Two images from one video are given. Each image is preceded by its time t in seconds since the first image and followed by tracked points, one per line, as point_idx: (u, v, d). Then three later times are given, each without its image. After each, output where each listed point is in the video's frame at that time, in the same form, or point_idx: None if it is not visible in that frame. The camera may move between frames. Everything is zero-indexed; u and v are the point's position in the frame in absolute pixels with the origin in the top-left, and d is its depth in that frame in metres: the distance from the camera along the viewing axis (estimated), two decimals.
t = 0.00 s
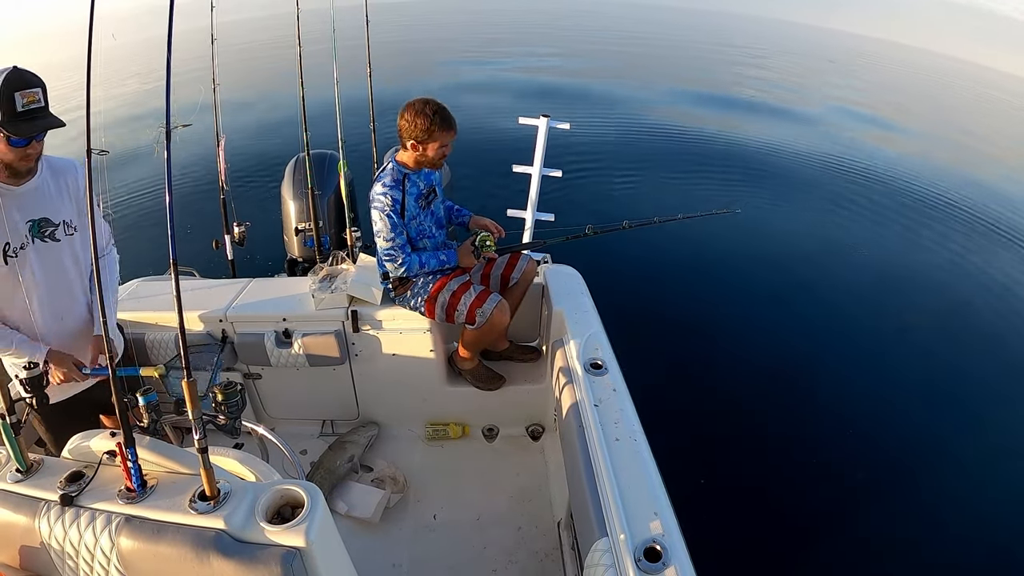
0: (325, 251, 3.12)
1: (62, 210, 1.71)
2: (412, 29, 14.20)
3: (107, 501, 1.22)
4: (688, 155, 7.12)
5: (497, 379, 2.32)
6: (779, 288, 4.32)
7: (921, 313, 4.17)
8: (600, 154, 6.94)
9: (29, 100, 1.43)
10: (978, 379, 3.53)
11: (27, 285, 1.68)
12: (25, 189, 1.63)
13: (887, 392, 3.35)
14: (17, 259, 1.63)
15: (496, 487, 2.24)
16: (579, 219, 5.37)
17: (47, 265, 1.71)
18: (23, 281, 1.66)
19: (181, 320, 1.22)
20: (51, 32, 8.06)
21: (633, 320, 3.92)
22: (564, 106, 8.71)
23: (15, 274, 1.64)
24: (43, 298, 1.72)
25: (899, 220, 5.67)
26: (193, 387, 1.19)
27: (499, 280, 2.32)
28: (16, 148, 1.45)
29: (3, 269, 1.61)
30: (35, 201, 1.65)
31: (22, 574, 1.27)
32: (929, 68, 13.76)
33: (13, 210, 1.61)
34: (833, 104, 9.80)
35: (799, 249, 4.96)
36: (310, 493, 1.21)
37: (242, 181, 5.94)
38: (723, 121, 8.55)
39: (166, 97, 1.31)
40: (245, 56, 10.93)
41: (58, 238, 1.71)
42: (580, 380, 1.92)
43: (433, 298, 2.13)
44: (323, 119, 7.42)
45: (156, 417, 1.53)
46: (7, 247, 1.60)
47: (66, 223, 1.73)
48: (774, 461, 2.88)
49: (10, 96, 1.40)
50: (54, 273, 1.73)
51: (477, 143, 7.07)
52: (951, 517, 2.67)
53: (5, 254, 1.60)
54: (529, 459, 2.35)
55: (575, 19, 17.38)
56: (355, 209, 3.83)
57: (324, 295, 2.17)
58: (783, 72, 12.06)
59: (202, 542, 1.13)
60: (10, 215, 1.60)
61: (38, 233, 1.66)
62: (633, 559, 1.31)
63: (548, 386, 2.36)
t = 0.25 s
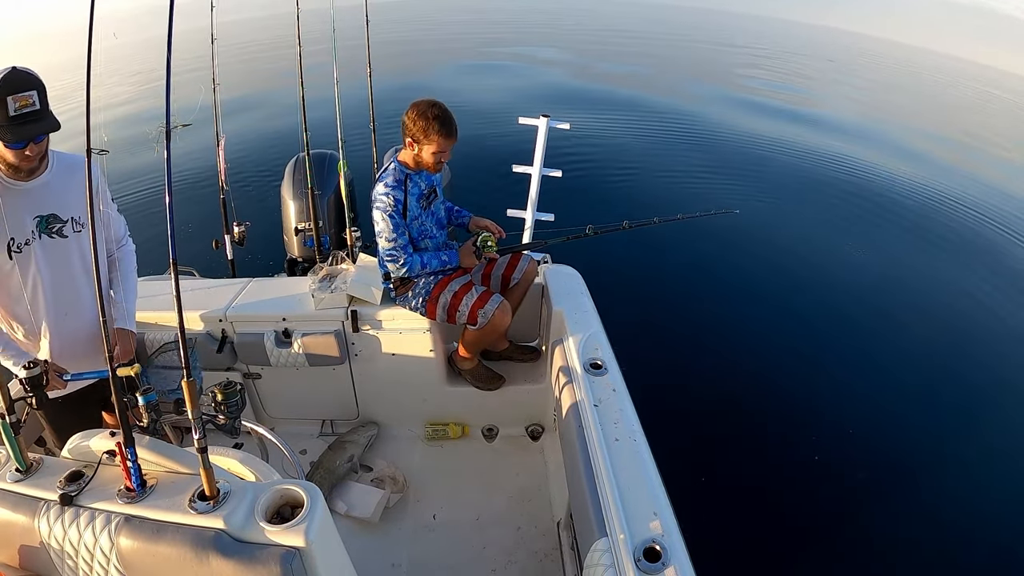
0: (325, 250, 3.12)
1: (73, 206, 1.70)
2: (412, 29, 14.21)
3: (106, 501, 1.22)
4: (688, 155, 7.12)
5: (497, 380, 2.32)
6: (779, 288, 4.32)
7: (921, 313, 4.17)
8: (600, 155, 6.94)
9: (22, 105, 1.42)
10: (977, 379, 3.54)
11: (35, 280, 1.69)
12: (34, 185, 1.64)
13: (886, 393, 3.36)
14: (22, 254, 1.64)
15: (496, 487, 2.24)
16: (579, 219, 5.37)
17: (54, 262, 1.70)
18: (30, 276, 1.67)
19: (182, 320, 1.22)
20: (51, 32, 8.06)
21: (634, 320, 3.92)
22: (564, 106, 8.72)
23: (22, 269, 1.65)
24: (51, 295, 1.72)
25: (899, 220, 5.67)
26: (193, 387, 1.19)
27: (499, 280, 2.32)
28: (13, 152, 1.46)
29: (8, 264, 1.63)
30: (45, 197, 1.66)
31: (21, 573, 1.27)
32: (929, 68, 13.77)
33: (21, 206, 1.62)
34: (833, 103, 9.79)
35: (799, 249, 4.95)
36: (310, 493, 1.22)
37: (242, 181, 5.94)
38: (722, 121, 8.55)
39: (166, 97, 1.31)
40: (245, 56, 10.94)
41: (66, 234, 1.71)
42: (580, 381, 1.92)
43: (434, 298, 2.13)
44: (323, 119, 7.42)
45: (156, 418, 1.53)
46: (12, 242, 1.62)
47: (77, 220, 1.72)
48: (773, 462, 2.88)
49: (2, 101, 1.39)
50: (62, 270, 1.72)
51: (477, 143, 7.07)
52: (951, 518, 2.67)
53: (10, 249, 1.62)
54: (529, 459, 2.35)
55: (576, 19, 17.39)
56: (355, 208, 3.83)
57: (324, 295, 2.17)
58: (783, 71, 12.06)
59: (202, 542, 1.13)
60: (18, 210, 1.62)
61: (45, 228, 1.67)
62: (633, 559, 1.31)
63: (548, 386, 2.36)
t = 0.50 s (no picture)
0: (325, 250, 3.12)
1: (73, 206, 1.70)
2: (412, 29, 14.21)
3: (106, 501, 1.22)
4: (689, 155, 7.11)
5: (497, 379, 2.32)
6: (779, 289, 4.32)
7: (921, 314, 4.17)
8: (600, 155, 6.93)
9: None
10: (976, 379, 3.54)
11: (35, 279, 1.69)
12: (34, 184, 1.64)
13: (886, 393, 3.36)
14: (20, 253, 1.65)
15: (496, 487, 2.24)
16: (579, 220, 5.37)
17: (54, 262, 1.70)
18: (29, 275, 1.68)
19: (181, 319, 1.22)
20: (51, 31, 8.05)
21: (633, 320, 3.92)
22: (564, 106, 8.71)
23: (20, 267, 1.66)
24: (50, 294, 1.72)
25: (899, 220, 5.68)
26: (193, 386, 1.19)
27: (500, 280, 2.32)
28: None
29: (6, 262, 1.64)
30: (45, 196, 1.65)
31: (22, 573, 1.27)
32: (928, 69, 13.78)
33: (20, 205, 1.63)
34: (833, 103, 9.79)
35: (799, 249, 4.96)
36: (309, 493, 1.22)
37: (242, 181, 5.95)
38: (722, 121, 8.55)
39: (166, 97, 1.31)
40: (244, 55, 10.93)
41: (66, 234, 1.70)
42: (580, 381, 1.92)
43: (436, 297, 2.13)
44: (323, 119, 7.42)
45: (156, 418, 1.53)
46: (9, 241, 1.63)
47: (77, 220, 1.71)
48: (773, 462, 2.88)
49: None
50: (64, 269, 1.72)
51: (477, 143, 7.07)
52: (951, 518, 2.67)
53: (8, 248, 1.63)
54: (529, 459, 2.35)
55: (575, 19, 17.39)
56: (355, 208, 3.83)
57: (324, 295, 2.17)
58: (783, 71, 12.07)
59: (202, 542, 1.13)
60: (17, 209, 1.62)
61: (45, 228, 1.67)
62: (633, 559, 1.31)
63: (548, 386, 2.36)
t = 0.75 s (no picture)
0: (325, 250, 3.12)
1: (57, 213, 1.66)
2: (412, 29, 14.21)
3: (106, 501, 1.22)
4: (689, 155, 7.12)
5: (497, 379, 2.32)
6: (779, 289, 4.32)
7: (921, 315, 4.17)
8: (601, 154, 6.93)
9: None
10: (976, 381, 3.54)
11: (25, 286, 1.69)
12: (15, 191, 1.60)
13: (886, 394, 3.36)
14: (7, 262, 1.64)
15: (496, 487, 2.24)
16: (580, 220, 5.37)
17: (44, 269, 1.69)
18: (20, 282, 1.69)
19: (182, 319, 1.22)
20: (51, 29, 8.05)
21: (633, 320, 3.92)
22: (565, 106, 8.71)
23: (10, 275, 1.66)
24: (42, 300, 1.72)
25: (898, 221, 5.68)
26: (193, 386, 1.19)
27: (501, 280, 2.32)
28: None
29: None
30: (29, 204, 1.62)
31: (21, 574, 1.27)
32: (927, 70, 13.81)
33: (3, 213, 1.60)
34: (832, 104, 9.80)
35: (799, 250, 4.96)
36: (310, 493, 1.21)
37: (242, 181, 5.95)
38: (722, 121, 8.55)
39: (166, 97, 1.32)
40: (245, 54, 10.92)
41: (52, 241, 1.67)
42: (580, 381, 1.92)
43: (438, 296, 2.12)
44: (323, 119, 7.42)
45: (156, 418, 1.53)
46: None
47: (62, 226, 1.67)
48: (773, 462, 2.88)
49: None
50: (53, 276, 1.71)
51: (477, 143, 7.07)
52: (951, 519, 2.67)
53: None
54: (529, 459, 2.35)
55: (575, 18, 17.39)
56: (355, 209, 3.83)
57: (324, 295, 2.17)
58: (783, 72, 12.08)
59: (203, 542, 1.13)
60: None
61: (30, 236, 1.64)
62: (633, 559, 1.31)
63: (548, 386, 2.36)
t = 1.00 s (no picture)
0: (325, 251, 3.12)
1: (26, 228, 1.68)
2: (412, 29, 14.21)
3: (107, 501, 1.22)
4: (690, 155, 7.12)
5: (496, 379, 2.32)
6: (780, 289, 4.32)
7: (921, 316, 4.17)
8: (601, 155, 6.93)
9: None
10: (977, 381, 3.54)
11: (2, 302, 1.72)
12: None
13: (886, 394, 3.36)
14: None
15: (497, 487, 2.25)
16: (580, 220, 5.37)
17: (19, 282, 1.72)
18: None
19: (182, 320, 1.22)
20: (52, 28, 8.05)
21: (633, 320, 3.92)
22: (565, 107, 8.71)
23: None
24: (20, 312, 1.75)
25: (898, 222, 5.68)
26: (193, 386, 1.19)
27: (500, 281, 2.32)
28: None
29: None
30: None
31: (21, 574, 1.27)
32: (926, 73, 13.83)
33: None
34: (832, 106, 9.81)
35: (799, 250, 4.96)
36: (310, 493, 1.21)
37: (242, 181, 5.95)
38: (721, 121, 8.56)
39: (167, 97, 1.33)
40: (245, 54, 10.92)
41: (25, 256, 1.70)
42: (580, 381, 1.92)
43: (437, 296, 2.12)
44: (323, 119, 7.42)
45: (156, 419, 1.52)
46: None
47: (32, 240, 1.70)
48: (773, 462, 2.87)
49: None
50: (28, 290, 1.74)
51: (477, 143, 7.07)
52: (952, 520, 2.67)
53: None
54: (529, 459, 2.35)
55: (576, 18, 17.40)
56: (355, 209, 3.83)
57: (324, 295, 2.17)
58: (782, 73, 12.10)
59: (202, 542, 1.13)
60: None
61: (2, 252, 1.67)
62: (633, 559, 1.31)
63: (548, 386, 2.36)
